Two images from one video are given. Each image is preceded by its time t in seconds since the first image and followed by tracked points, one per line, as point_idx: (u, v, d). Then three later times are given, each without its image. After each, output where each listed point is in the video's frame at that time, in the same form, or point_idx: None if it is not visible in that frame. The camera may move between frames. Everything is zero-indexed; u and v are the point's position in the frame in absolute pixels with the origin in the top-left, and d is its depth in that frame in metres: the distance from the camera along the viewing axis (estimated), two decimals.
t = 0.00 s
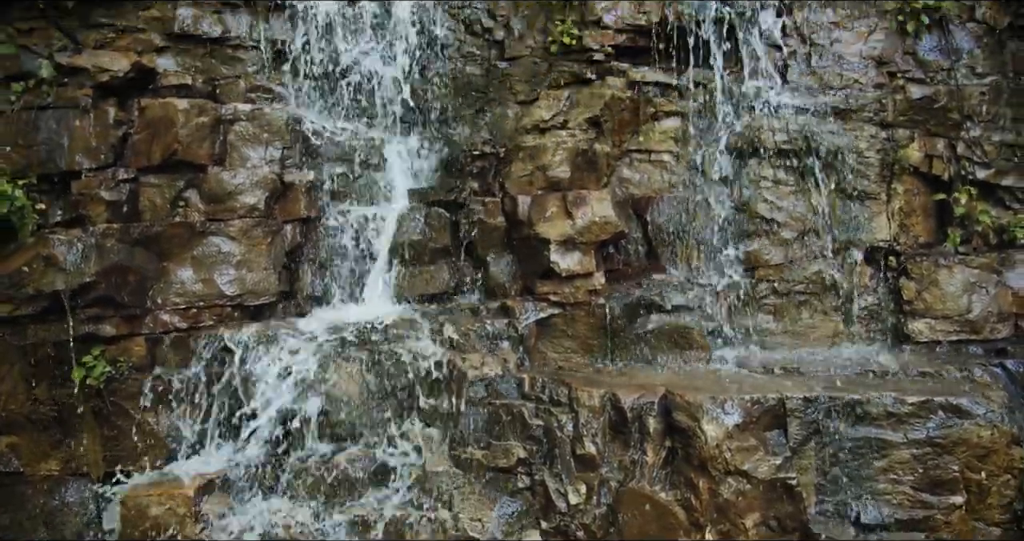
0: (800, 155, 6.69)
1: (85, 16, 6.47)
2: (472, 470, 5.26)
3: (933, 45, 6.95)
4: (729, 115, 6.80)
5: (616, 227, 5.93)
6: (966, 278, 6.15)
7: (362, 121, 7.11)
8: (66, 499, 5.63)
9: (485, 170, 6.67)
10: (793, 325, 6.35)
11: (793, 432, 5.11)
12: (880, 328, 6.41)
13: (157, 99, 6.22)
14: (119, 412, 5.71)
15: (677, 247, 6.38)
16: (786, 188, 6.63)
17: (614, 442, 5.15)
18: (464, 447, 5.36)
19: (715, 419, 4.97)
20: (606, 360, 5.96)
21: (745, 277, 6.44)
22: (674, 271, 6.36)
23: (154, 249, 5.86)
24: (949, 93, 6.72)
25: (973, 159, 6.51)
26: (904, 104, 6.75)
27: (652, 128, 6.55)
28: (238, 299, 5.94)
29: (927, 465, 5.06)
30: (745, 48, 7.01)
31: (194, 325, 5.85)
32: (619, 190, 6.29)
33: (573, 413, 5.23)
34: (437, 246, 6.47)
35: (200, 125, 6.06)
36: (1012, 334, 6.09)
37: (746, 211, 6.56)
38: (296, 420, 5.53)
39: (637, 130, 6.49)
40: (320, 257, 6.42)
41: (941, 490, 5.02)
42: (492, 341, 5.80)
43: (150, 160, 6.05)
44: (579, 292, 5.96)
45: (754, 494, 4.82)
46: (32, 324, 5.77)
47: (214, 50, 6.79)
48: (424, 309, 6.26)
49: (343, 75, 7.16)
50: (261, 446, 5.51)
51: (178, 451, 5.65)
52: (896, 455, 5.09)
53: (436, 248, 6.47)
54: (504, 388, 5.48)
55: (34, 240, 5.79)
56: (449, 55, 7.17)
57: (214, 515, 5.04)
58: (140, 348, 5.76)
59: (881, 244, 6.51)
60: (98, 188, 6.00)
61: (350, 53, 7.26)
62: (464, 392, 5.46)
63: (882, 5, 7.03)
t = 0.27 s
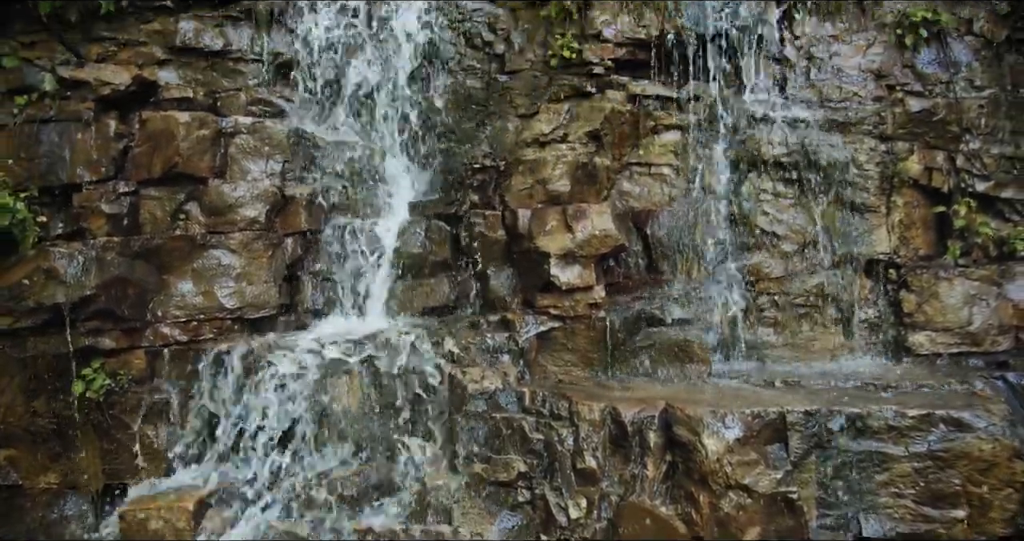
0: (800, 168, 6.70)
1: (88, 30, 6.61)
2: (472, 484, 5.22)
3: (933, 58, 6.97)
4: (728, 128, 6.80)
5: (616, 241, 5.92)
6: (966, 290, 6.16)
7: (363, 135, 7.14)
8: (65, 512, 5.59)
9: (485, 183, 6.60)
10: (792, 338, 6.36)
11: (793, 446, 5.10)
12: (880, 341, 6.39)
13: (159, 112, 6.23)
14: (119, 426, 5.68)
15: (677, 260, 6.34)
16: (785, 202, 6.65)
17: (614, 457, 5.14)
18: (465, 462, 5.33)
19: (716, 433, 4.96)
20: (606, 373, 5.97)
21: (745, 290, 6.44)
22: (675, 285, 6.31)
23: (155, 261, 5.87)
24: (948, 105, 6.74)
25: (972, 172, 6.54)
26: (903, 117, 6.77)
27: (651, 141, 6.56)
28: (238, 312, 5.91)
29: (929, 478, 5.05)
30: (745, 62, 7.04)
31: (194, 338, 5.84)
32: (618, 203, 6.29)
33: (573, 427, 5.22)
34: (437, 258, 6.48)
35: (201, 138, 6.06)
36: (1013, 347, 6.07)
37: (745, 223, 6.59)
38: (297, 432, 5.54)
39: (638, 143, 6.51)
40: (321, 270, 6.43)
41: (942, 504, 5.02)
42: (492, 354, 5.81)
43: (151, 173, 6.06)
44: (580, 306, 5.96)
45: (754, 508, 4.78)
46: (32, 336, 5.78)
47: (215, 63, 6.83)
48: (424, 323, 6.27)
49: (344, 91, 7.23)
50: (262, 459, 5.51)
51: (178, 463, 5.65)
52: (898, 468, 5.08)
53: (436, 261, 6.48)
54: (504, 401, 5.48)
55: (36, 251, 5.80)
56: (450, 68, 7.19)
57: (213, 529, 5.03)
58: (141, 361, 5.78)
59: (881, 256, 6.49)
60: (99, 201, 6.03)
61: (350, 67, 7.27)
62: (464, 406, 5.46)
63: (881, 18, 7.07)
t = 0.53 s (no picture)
0: (799, 183, 6.72)
1: (90, 45, 6.66)
2: (472, 500, 5.21)
3: (932, 73, 7.02)
4: (728, 143, 6.81)
5: (616, 256, 5.94)
6: (966, 304, 6.17)
7: (362, 149, 7.13)
8: (64, 527, 5.61)
9: (485, 198, 6.69)
10: (793, 353, 6.34)
11: (794, 462, 5.06)
12: (880, 354, 6.39)
13: (160, 128, 6.27)
14: (118, 441, 5.67)
15: (677, 276, 6.31)
16: (785, 216, 6.67)
17: (614, 473, 5.12)
18: (465, 478, 5.31)
19: (716, 449, 4.94)
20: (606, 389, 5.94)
21: (745, 305, 6.42)
22: (673, 303, 6.28)
23: (156, 276, 5.87)
24: (947, 120, 6.77)
25: (971, 186, 6.56)
26: (902, 131, 6.80)
27: (652, 156, 6.63)
28: (239, 327, 5.90)
29: (931, 494, 5.03)
30: (745, 77, 7.07)
31: (195, 354, 5.84)
32: (619, 218, 6.37)
33: (574, 443, 5.21)
34: (437, 273, 6.50)
35: (202, 153, 6.09)
36: (1014, 361, 6.08)
37: (745, 238, 6.59)
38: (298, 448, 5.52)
39: (637, 157, 6.57)
40: (321, 285, 6.46)
41: (943, 521, 5.00)
42: (492, 370, 5.79)
43: (152, 188, 6.08)
44: (580, 321, 5.96)
45: (756, 525, 4.73)
46: (32, 351, 5.78)
47: (216, 78, 6.86)
48: (426, 338, 6.26)
49: (345, 104, 7.23)
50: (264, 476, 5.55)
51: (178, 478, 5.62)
52: (900, 484, 5.06)
53: (436, 276, 6.50)
54: (504, 417, 5.49)
55: (37, 266, 5.82)
56: (450, 83, 7.27)
57: None
58: (141, 376, 5.76)
59: (881, 270, 6.50)
60: (100, 216, 6.03)
61: (352, 81, 7.29)
62: (464, 422, 5.46)
63: (879, 34, 7.12)
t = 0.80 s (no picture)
0: (799, 195, 6.73)
1: (93, 57, 6.72)
2: (472, 515, 5.19)
3: (931, 85, 7.07)
4: (728, 157, 6.86)
5: (617, 269, 5.93)
6: (967, 316, 6.15)
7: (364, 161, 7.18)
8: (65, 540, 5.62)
9: (486, 211, 6.75)
10: (793, 365, 6.34)
11: (795, 475, 5.05)
12: (882, 367, 6.36)
13: (161, 140, 6.29)
14: (118, 454, 5.65)
15: (678, 287, 6.36)
16: (785, 229, 6.68)
17: (615, 487, 5.09)
18: (465, 491, 5.29)
19: (716, 463, 4.93)
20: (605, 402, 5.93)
21: (745, 318, 6.43)
22: (672, 314, 6.32)
23: (156, 289, 5.88)
24: (946, 132, 6.79)
25: (971, 199, 6.58)
26: (902, 144, 6.81)
27: (651, 169, 6.62)
28: (240, 340, 5.90)
29: (933, 508, 5.02)
30: (744, 90, 7.13)
31: (195, 366, 5.84)
32: (619, 230, 6.36)
33: (574, 457, 5.19)
34: (438, 286, 6.54)
35: (203, 166, 6.12)
36: (1015, 373, 6.06)
37: (746, 251, 6.61)
38: (297, 461, 5.48)
39: (637, 171, 6.56)
40: (323, 298, 6.44)
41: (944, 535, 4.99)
42: (492, 383, 5.79)
43: (154, 201, 6.09)
44: (581, 334, 5.95)
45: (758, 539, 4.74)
46: (32, 364, 5.75)
47: (217, 91, 6.93)
48: (427, 352, 6.24)
49: (346, 117, 7.31)
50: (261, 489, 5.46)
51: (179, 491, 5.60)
52: (902, 498, 5.03)
53: (437, 288, 6.53)
54: (504, 431, 5.48)
55: (38, 278, 5.81)
56: (451, 96, 7.30)
57: None
58: (140, 389, 5.75)
59: (881, 283, 6.50)
60: (101, 228, 6.04)
61: (353, 95, 7.38)
62: (464, 434, 5.46)
63: (879, 47, 7.16)
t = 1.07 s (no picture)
0: (798, 208, 6.71)
1: (95, 70, 6.81)
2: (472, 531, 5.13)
3: (930, 98, 7.09)
4: (729, 169, 6.86)
5: (617, 283, 5.94)
6: (968, 328, 6.18)
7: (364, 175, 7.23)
8: None
9: (487, 224, 6.71)
10: (794, 379, 6.29)
11: (796, 489, 5.01)
12: (882, 379, 6.37)
13: (162, 154, 6.34)
14: (118, 467, 5.68)
15: (680, 301, 6.32)
16: (785, 241, 6.65)
17: (616, 500, 5.06)
18: (465, 505, 5.24)
19: (717, 477, 4.91)
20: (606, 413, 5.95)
21: (745, 331, 6.42)
22: (674, 327, 6.28)
23: (156, 301, 5.89)
24: (945, 145, 6.82)
25: (971, 210, 6.58)
26: (902, 156, 6.82)
27: (652, 182, 6.63)
28: (240, 353, 5.88)
29: (935, 521, 5.00)
30: (745, 102, 7.14)
31: (195, 379, 5.81)
32: (619, 243, 6.37)
33: (574, 471, 5.15)
34: (438, 299, 6.48)
35: (204, 179, 6.17)
36: (1016, 386, 6.03)
37: (746, 263, 6.60)
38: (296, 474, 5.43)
39: (637, 184, 6.57)
40: (323, 310, 6.44)
41: None
42: (492, 397, 5.77)
43: (154, 214, 6.11)
44: (581, 347, 5.95)
45: None
46: (32, 376, 5.74)
47: (218, 104, 6.97)
48: (427, 366, 6.20)
49: (346, 131, 7.35)
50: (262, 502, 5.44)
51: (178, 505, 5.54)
52: (904, 511, 5.02)
53: (438, 302, 6.47)
54: (504, 444, 5.42)
55: (39, 291, 5.82)
56: (452, 109, 7.33)
57: None
58: (140, 402, 5.77)
59: (881, 295, 6.47)
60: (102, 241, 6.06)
61: (353, 108, 7.41)
62: (464, 448, 5.42)
63: (878, 59, 7.19)
